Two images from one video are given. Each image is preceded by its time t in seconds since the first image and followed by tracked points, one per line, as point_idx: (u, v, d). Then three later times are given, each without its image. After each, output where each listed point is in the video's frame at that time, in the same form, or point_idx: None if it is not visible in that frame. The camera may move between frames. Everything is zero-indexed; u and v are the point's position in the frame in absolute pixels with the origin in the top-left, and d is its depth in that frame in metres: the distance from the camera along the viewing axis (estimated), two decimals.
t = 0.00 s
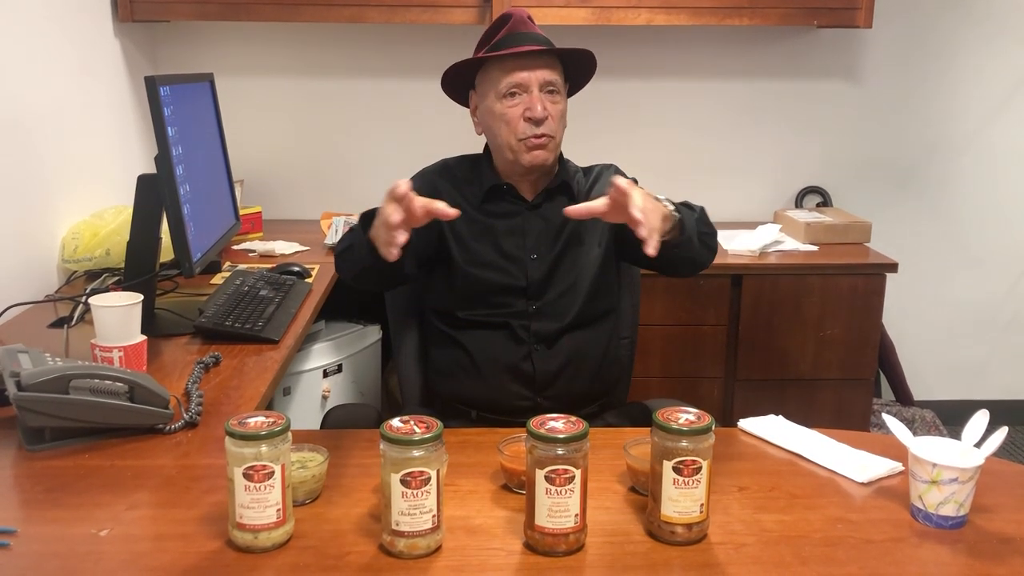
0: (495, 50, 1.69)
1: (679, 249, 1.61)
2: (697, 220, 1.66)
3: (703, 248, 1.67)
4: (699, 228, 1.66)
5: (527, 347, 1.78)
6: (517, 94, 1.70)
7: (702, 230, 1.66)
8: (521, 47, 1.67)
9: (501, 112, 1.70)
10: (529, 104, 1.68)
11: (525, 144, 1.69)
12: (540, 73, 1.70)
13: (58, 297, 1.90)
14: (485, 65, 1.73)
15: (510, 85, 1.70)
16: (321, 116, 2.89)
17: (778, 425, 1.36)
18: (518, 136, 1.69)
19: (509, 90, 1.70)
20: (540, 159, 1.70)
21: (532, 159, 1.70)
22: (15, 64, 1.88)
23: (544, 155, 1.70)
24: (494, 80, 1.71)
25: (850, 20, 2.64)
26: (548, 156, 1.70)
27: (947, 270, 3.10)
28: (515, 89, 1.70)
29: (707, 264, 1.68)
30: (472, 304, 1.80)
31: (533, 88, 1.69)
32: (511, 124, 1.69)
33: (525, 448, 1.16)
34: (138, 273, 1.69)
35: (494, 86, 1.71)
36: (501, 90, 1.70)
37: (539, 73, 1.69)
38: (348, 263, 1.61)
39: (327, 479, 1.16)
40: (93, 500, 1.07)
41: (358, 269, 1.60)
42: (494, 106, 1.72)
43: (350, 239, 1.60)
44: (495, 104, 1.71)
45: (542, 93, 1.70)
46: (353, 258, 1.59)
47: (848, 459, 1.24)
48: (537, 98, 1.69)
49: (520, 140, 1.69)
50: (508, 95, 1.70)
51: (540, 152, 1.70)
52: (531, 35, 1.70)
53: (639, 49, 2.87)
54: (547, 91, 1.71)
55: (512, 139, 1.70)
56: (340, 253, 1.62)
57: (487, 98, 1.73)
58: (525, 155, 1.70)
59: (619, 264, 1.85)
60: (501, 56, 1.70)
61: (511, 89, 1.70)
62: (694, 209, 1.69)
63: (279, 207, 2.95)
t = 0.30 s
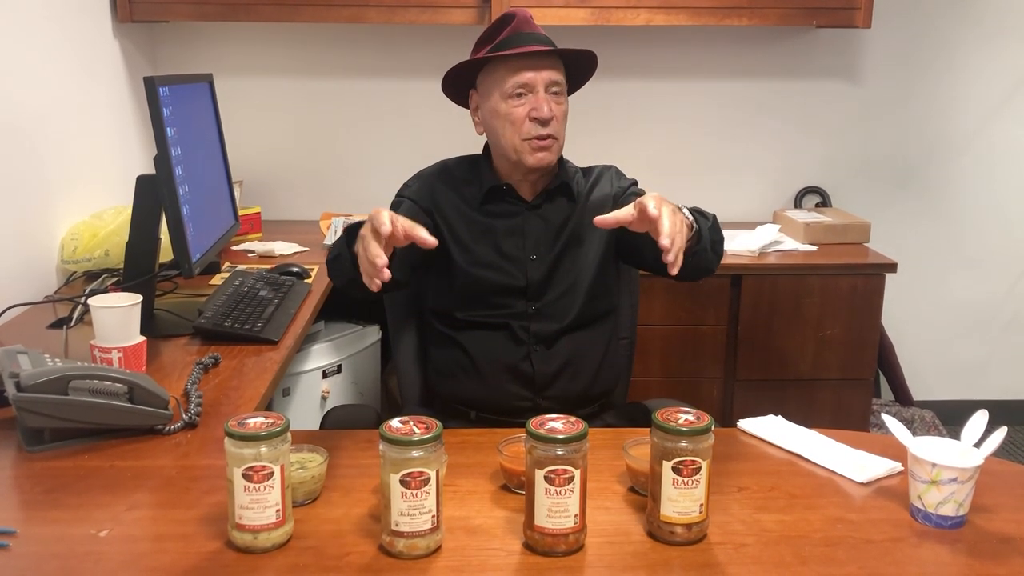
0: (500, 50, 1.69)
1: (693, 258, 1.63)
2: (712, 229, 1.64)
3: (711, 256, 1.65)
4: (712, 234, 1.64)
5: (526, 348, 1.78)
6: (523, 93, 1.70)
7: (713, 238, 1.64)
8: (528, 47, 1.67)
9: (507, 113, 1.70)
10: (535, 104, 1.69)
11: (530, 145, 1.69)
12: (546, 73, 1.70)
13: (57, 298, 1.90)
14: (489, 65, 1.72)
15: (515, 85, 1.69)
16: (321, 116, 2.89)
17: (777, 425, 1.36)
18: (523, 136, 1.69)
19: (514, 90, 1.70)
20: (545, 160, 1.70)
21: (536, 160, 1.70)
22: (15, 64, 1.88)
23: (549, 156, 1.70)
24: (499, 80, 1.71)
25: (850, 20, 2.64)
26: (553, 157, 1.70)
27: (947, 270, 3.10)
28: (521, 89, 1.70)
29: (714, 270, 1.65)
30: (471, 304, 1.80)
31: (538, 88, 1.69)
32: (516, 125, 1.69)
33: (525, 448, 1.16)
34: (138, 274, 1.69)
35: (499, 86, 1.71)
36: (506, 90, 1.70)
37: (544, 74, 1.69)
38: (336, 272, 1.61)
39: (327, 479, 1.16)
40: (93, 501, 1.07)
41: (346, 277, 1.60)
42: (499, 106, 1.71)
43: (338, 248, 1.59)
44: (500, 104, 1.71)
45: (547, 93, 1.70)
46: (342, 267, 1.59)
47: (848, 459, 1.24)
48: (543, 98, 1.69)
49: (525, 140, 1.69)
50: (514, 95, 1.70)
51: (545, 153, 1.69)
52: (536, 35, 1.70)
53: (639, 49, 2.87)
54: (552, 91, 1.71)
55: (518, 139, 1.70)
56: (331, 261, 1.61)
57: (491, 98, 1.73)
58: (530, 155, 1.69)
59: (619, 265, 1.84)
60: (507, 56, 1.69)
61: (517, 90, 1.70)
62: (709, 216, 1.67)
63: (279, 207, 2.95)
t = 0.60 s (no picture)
0: (500, 53, 1.68)
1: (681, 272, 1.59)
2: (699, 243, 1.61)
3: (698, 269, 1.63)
4: (699, 248, 1.61)
5: (527, 349, 1.78)
6: (522, 96, 1.70)
7: (701, 252, 1.61)
8: (528, 50, 1.67)
9: (506, 115, 1.70)
10: (535, 107, 1.69)
11: (531, 148, 1.70)
12: (546, 76, 1.70)
13: (57, 298, 1.90)
14: (489, 68, 1.72)
15: (515, 88, 1.69)
16: (320, 116, 2.89)
17: (777, 425, 1.36)
18: (523, 139, 1.69)
19: (514, 93, 1.70)
20: (545, 163, 1.70)
21: (537, 164, 1.70)
22: (14, 65, 1.88)
23: (549, 159, 1.71)
24: (499, 82, 1.71)
25: (850, 20, 2.64)
26: (553, 160, 1.71)
27: (946, 270, 3.10)
28: (521, 92, 1.70)
29: (702, 282, 1.63)
30: (473, 306, 1.80)
31: (538, 91, 1.69)
32: (516, 128, 1.69)
33: (525, 449, 1.16)
34: (137, 275, 1.69)
35: (499, 89, 1.71)
36: (506, 93, 1.70)
37: (544, 76, 1.69)
38: (343, 282, 1.61)
39: (327, 480, 1.16)
40: (92, 501, 1.07)
41: (354, 289, 1.61)
42: (499, 109, 1.71)
43: (345, 259, 1.60)
44: (500, 107, 1.71)
45: (547, 96, 1.71)
46: (349, 279, 1.60)
47: (847, 459, 1.24)
48: (543, 101, 1.69)
49: (525, 143, 1.70)
50: (513, 98, 1.70)
51: (545, 156, 1.70)
52: (536, 37, 1.69)
53: (639, 49, 2.87)
54: (552, 94, 1.71)
55: (518, 142, 1.70)
56: (337, 271, 1.62)
57: (491, 101, 1.73)
58: (530, 159, 1.70)
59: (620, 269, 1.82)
60: (507, 58, 1.69)
61: (516, 93, 1.70)
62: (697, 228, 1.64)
63: (279, 207, 2.95)
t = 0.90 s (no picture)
0: (500, 54, 1.68)
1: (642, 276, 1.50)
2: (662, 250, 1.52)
3: (668, 277, 1.57)
4: (666, 255, 1.55)
5: (526, 349, 1.78)
6: (522, 97, 1.70)
7: (667, 260, 1.55)
8: (528, 51, 1.67)
9: (507, 117, 1.70)
10: (535, 108, 1.68)
11: (531, 149, 1.69)
12: (546, 77, 1.69)
13: (57, 298, 1.90)
14: (489, 69, 1.72)
15: (516, 89, 1.69)
16: (320, 116, 2.89)
17: (777, 425, 1.36)
18: (524, 140, 1.69)
19: (514, 94, 1.70)
20: (546, 163, 1.70)
21: (537, 164, 1.70)
22: (15, 64, 1.88)
23: (549, 160, 1.70)
24: (499, 84, 1.70)
25: (850, 21, 2.64)
26: (553, 161, 1.71)
27: (946, 271, 3.10)
28: (521, 93, 1.69)
29: (670, 290, 1.58)
30: (473, 306, 1.80)
31: (539, 92, 1.69)
32: (516, 129, 1.69)
33: (525, 449, 1.16)
34: (138, 275, 1.69)
35: (499, 90, 1.71)
36: (506, 94, 1.70)
37: (545, 78, 1.69)
38: (347, 281, 1.61)
39: (326, 480, 1.16)
40: (93, 501, 1.07)
41: (357, 287, 1.61)
42: (499, 110, 1.71)
43: (349, 257, 1.60)
44: (500, 107, 1.71)
45: (547, 97, 1.70)
46: (352, 277, 1.60)
47: (847, 459, 1.24)
48: (543, 102, 1.69)
49: (526, 144, 1.69)
50: (514, 99, 1.70)
51: (546, 158, 1.70)
52: (536, 39, 1.69)
53: (639, 49, 2.87)
54: (553, 95, 1.71)
55: (518, 143, 1.70)
56: (339, 271, 1.63)
57: (491, 102, 1.73)
58: (530, 159, 1.70)
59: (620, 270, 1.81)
60: (508, 60, 1.69)
61: (516, 94, 1.69)
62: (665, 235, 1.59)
63: (278, 207, 2.95)
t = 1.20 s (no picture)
0: (492, 50, 1.69)
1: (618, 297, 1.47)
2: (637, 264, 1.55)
3: (645, 291, 1.57)
4: (642, 270, 1.55)
5: (523, 349, 1.78)
6: (512, 93, 1.70)
7: (644, 273, 1.55)
8: (519, 47, 1.67)
9: (497, 112, 1.70)
10: (524, 104, 1.68)
11: (520, 144, 1.69)
12: (537, 73, 1.69)
13: (57, 297, 1.90)
14: (483, 65, 1.73)
15: (506, 85, 1.69)
16: (320, 116, 2.89)
17: (776, 425, 1.36)
18: (512, 136, 1.69)
19: (505, 90, 1.70)
20: (535, 159, 1.70)
21: (526, 160, 1.70)
22: (15, 63, 1.88)
23: (539, 155, 1.70)
24: (490, 80, 1.71)
25: (849, 21, 2.64)
26: (543, 157, 1.70)
27: (946, 270, 3.10)
28: (511, 89, 1.70)
29: (650, 304, 1.57)
30: (471, 306, 1.80)
31: (529, 88, 1.69)
32: (505, 125, 1.69)
33: (524, 448, 1.16)
34: (138, 274, 1.69)
35: (490, 86, 1.71)
36: (497, 90, 1.70)
37: (535, 73, 1.69)
38: (346, 298, 1.58)
39: (326, 479, 1.16)
40: (93, 500, 1.07)
41: (357, 304, 1.57)
42: (490, 106, 1.71)
43: (344, 277, 1.57)
44: (491, 104, 1.71)
45: (538, 93, 1.70)
46: (352, 296, 1.56)
47: (848, 459, 1.24)
48: (533, 98, 1.68)
49: (515, 140, 1.69)
50: (504, 95, 1.70)
51: (535, 154, 1.70)
52: (530, 35, 1.69)
53: (639, 49, 2.87)
54: (543, 91, 1.70)
55: (508, 139, 1.70)
56: (338, 288, 1.59)
57: (483, 99, 1.73)
58: (519, 155, 1.70)
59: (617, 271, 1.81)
60: (499, 55, 1.69)
61: (507, 90, 1.69)
62: (643, 251, 1.57)
63: (279, 207, 2.95)
